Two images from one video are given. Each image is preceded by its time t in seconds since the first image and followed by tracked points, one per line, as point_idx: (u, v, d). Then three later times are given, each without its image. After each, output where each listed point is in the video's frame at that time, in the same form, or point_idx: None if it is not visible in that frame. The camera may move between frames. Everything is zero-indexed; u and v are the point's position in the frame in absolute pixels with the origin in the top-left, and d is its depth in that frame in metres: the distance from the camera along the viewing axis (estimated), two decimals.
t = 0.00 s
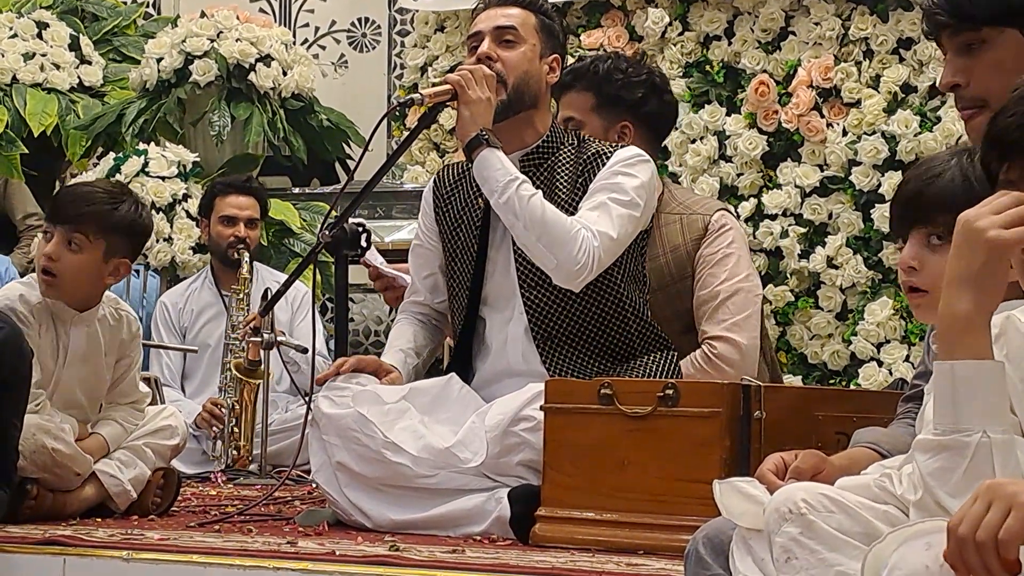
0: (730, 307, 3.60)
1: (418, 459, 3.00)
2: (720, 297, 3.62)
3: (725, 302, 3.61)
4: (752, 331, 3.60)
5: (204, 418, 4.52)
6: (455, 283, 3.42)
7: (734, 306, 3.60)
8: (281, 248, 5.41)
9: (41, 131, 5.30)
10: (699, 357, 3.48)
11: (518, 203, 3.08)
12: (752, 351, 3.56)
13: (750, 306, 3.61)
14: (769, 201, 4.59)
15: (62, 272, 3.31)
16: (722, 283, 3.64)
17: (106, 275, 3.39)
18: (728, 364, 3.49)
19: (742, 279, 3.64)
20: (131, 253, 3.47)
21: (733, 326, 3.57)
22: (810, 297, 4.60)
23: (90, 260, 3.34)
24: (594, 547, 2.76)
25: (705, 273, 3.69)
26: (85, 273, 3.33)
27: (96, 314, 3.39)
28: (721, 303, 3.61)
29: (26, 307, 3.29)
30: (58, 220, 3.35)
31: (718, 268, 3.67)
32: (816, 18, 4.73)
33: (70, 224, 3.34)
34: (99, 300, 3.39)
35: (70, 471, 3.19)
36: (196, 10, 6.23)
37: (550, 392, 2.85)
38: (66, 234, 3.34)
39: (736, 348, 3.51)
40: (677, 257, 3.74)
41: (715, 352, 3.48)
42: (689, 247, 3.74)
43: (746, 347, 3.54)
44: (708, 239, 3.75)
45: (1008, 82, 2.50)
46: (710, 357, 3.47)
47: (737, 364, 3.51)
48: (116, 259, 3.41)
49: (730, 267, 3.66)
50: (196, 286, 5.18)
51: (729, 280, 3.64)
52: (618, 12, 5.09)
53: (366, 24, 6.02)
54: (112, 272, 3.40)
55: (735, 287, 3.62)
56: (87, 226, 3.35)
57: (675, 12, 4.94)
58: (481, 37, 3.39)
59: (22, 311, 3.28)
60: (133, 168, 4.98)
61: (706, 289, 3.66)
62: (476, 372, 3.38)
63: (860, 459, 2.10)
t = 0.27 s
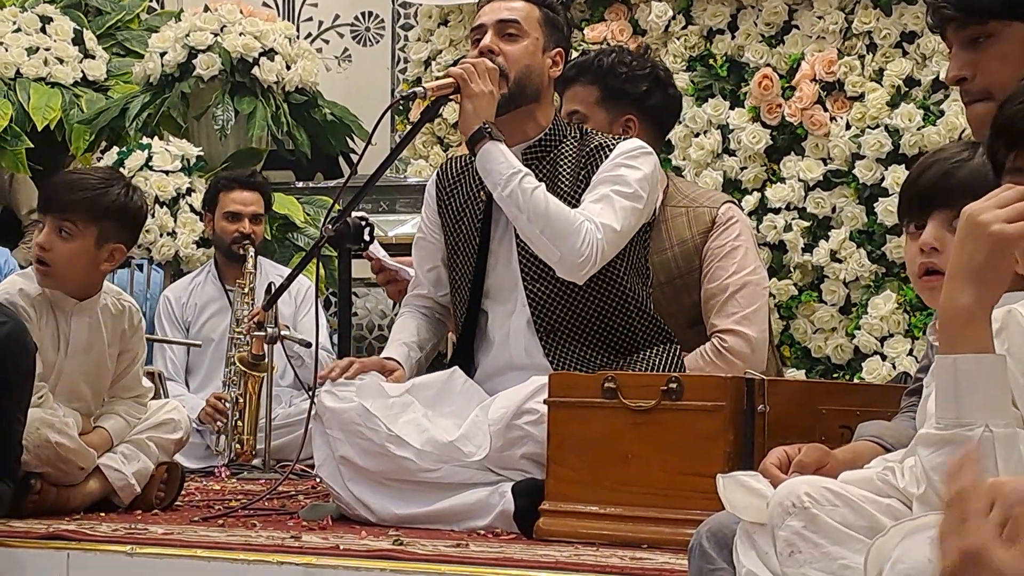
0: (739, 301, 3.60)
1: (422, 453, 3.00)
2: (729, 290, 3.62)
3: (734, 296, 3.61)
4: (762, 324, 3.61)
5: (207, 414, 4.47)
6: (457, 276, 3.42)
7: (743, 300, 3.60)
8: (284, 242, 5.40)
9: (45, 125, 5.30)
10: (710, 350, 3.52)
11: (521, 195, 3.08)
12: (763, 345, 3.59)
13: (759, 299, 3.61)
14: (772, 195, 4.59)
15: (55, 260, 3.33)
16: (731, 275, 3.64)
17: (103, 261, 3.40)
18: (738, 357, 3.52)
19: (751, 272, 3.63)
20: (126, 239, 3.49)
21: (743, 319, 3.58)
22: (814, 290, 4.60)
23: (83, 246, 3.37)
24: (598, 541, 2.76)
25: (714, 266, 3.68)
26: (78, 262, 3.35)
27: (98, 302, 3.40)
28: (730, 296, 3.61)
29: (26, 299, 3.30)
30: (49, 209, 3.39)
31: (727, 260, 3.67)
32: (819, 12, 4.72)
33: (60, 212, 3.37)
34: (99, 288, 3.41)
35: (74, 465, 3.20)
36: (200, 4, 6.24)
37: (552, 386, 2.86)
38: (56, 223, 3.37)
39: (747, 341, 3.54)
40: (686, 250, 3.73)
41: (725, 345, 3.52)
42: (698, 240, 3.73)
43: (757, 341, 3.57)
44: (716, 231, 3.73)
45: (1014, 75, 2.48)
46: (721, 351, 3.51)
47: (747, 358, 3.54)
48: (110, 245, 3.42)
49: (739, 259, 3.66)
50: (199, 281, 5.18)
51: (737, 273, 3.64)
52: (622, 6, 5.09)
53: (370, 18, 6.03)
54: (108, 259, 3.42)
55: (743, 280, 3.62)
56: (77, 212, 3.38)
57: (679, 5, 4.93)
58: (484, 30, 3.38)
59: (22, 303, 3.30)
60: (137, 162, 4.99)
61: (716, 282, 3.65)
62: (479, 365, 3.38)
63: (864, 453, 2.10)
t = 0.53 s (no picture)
0: (747, 296, 3.62)
1: (427, 449, 3.01)
2: (736, 285, 3.63)
3: (741, 291, 3.63)
4: (769, 318, 3.64)
5: (211, 410, 4.52)
6: (461, 271, 3.43)
7: (750, 294, 3.62)
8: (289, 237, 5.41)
9: (49, 121, 5.30)
10: (715, 344, 3.55)
11: (526, 189, 3.09)
12: (769, 340, 3.61)
13: (765, 294, 3.63)
14: (776, 190, 4.59)
15: (35, 231, 3.35)
16: (739, 271, 3.65)
17: (85, 232, 3.41)
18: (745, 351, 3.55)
19: (758, 267, 3.65)
20: (109, 210, 3.51)
21: (750, 314, 3.60)
22: (818, 286, 4.59)
23: (63, 216, 3.39)
24: (603, 536, 2.77)
25: (721, 261, 3.69)
26: (58, 230, 3.37)
27: (90, 279, 3.40)
28: (738, 292, 3.62)
29: (15, 283, 3.33)
30: (30, 182, 3.43)
31: (735, 255, 3.68)
32: (824, 7, 4.72)
33: (39, 185, 3.41)
34: (86, 263, 3.41)
35: (78, 459, 3.20)
36: None
37: (557, 380, 2.86)
38: (36, 195, 3.41)
39: (754, 335, 3.57)
40: (693, 245, 3.73)
41: (731, 339, 3.55)
42: (706, 236, 3.73)
43: (763, 335, 3.59)
44: (724, 226, 3.73)
45: (1017, 74, 2.39)
46: (726, 345, 3.54)
47: (754, 352, 3.57)
48: (91, 215, 3.44)
49: (747, 254, 3.67)
50: (203, 276, 5.18)
51: (745, 267, 3.65)
52: (626, 2, 5.09)
53: (374, 13, 6.00)
54: (91, 229, 3.43)
55: (750, 275, 3.63)
56: (54, 182, 3.41)
57: (683, 1, 4.92)
58: (487, 26, 3.38)
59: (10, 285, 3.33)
60: (141, 156, 5.03)
61: (723, 277, 3.65)
62: (484, 360, 3.38)
63: (868, 448, 2.10)
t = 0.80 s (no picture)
0: (753, 296, 3.63)
1: (429, 449, 3.01)
2: (743, 285, 3.64)
3: (748, 290, 3.64)
4: (774, 317, 3.65)
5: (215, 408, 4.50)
6: (464, 267, 3.43)
7: (756, 294, 3.63)
8: (292, 236, 5.41)
9: (52, 119, 5.31)
10: (722, 342, 3.54)
11: (530, 186, 3.08)
12: (774, 339, 3.63)
13: (772, 294, 3.64)
14: (779, 189, 4.59)
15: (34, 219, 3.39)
16: (746, 270, 3.66)
17: (84, 220, 3.44)
18: (751, 350, 3.56)
19: (765, 266, 3.66)
20: (110, 197, 3.51)
21: (756, 313, 3.61)
22: (821, 285, 4.59)
23: (62, 204, 3.41)
24: (606, 535, 2.77)
25: (728, 260, 3.69)
26: (58, 219, 3.39)
27: (90, 270, 3.44)
28: (744, 291, 3.63)
29: (14, 272, 3.36)
30: (30, 171, 3.45)
31: (742, 254, 3.68)
32: (827, 6, 4.72)
33: (39, 172, 3.42)
34: (84, 252, 3.44)
35: (80, 457, 3.20)
36: None
37: (560, 379, 2.86)
38: (36, 183, 3.42)
39: (760, 335, 3.57)
40: (700, 244, 3.72)
41: (738, 338, 3.55)
42: (712, 236, 3.73)
43: (769, 334, 3.60)
44: (731, 225, 3.73)
45: (1019, 76, 2.37)
46: (733, 344, 3.54)
47: (759, 351, 3.58)
48: (91, 203, 3.45)
49: (753, 254, 3.68)
50: (206, 274, 5.18)
51: (751, 267, 3.66)
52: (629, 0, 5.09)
53: (378, 11, 6.03)
54: (90, 218, 3.44)
55: (757, 275, 3.65)
56: (54, 170, 3.42)
57: None
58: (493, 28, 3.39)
59: (9, 274, 3.36)
60: (144, 156, 5.03)
61: (730, 275, 3.67)
62: (487, 357, 3.39)
63: (871, 448, 2.10)
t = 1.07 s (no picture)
0: (776, 290, 3.61)
1: (432, 448, 3.01)
2: (762, 280, 3.62)
3: (767, 286, 3.62)
4: (794, 314, 3.63)
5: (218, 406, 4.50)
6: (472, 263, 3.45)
7: (777, 290, 3.61)
8: (295, 235, 5.41)
9: (55, 119, 5.32)
10: (750, 336, 3.49)
11: (531, 187, 3.09)
12: (799, 334, 3.60)
13: (791, 289, 3.63)
14: (782, 188, 4.59)
15: (42, 215, 3.41)
16: (761, 266, 3.65)
17: (93, 219, 3.45)
18: (781, 345, 3.52)
19: (780, 263, 3.65)
20: (121, 200, 3.53)
21: (780, 308, 3.58)
22: (824, 284, 4.59)
23: (73, 201, 3.43)
24: (608, 534, 2.77)
25: (741, 259, 3.68)
26: (67, 216, 3.41)
27: (98, 269, 3.45)
28: (765, 287, 3.61)
29: (21, 266, 3.36)
30: (43, 172, 3.49)
31: (754, 252, 3.67)
32: (829, 5, 4.72)
33: (51, 172, 3.46)
34: (91, 252, 3.45)
35: (83, 456, 3.20)
36: None
37: (562, 378, 2.86)
38: (48, 182, 3.46)
39: (788, 329, 3.54)
40: (708, 245, 3.71)
41: (768, 332, 3.49)
42: (720, 236, 3.72)
43: (795, 329, 3.57)
44: (736, 224, 3.73)
45: (1022, 75, 2.37)
46: (762, 338, 3.49)
47: (787, 345, 3.54)
48: (100, 202, 3.47)
49: (767, 250, 3.67)
50: (208, 274, 5.19)
51: (767, 263, 3.65)
52: None
53: (379, 11, 6.02)
54: (100, 217, 3.46)
55: (775, 272, 3.63)
56: (66, 169, 3.46)
57: None
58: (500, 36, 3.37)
59: (16, 268, 3.35)
60: (147, 155, 5.05)
61: (745, 274, 3.64)
62: (491, 356, 3.39)
63: (875, 447, 2.10)
